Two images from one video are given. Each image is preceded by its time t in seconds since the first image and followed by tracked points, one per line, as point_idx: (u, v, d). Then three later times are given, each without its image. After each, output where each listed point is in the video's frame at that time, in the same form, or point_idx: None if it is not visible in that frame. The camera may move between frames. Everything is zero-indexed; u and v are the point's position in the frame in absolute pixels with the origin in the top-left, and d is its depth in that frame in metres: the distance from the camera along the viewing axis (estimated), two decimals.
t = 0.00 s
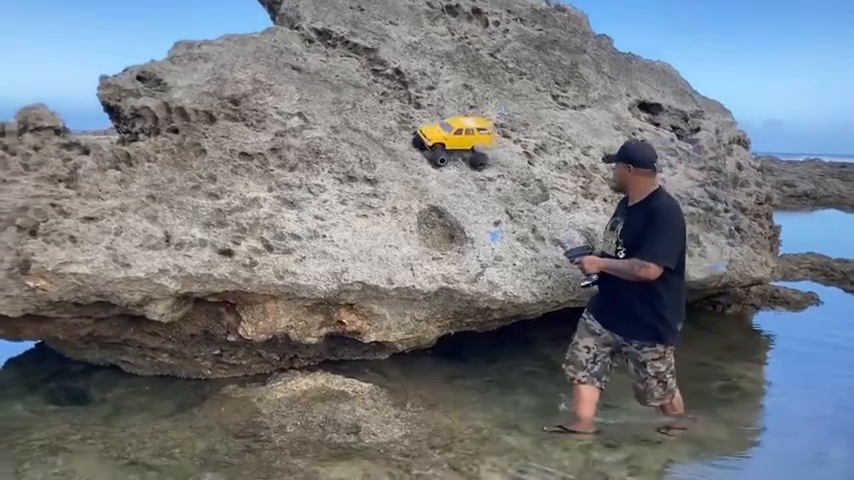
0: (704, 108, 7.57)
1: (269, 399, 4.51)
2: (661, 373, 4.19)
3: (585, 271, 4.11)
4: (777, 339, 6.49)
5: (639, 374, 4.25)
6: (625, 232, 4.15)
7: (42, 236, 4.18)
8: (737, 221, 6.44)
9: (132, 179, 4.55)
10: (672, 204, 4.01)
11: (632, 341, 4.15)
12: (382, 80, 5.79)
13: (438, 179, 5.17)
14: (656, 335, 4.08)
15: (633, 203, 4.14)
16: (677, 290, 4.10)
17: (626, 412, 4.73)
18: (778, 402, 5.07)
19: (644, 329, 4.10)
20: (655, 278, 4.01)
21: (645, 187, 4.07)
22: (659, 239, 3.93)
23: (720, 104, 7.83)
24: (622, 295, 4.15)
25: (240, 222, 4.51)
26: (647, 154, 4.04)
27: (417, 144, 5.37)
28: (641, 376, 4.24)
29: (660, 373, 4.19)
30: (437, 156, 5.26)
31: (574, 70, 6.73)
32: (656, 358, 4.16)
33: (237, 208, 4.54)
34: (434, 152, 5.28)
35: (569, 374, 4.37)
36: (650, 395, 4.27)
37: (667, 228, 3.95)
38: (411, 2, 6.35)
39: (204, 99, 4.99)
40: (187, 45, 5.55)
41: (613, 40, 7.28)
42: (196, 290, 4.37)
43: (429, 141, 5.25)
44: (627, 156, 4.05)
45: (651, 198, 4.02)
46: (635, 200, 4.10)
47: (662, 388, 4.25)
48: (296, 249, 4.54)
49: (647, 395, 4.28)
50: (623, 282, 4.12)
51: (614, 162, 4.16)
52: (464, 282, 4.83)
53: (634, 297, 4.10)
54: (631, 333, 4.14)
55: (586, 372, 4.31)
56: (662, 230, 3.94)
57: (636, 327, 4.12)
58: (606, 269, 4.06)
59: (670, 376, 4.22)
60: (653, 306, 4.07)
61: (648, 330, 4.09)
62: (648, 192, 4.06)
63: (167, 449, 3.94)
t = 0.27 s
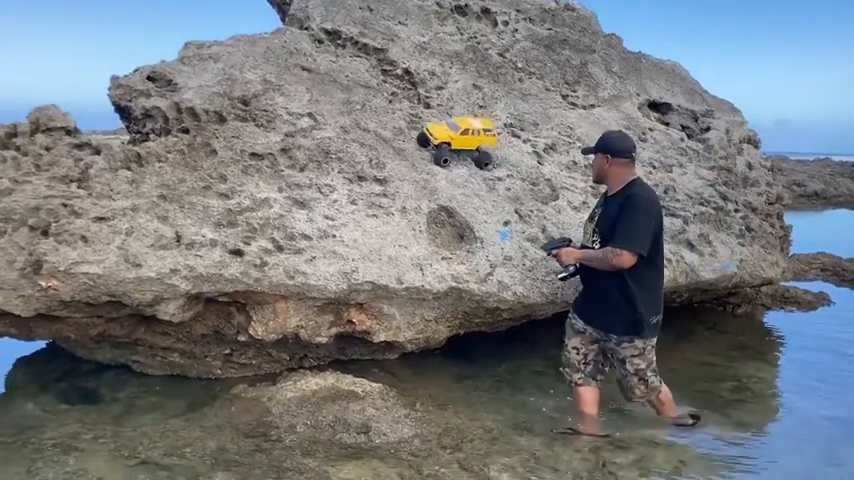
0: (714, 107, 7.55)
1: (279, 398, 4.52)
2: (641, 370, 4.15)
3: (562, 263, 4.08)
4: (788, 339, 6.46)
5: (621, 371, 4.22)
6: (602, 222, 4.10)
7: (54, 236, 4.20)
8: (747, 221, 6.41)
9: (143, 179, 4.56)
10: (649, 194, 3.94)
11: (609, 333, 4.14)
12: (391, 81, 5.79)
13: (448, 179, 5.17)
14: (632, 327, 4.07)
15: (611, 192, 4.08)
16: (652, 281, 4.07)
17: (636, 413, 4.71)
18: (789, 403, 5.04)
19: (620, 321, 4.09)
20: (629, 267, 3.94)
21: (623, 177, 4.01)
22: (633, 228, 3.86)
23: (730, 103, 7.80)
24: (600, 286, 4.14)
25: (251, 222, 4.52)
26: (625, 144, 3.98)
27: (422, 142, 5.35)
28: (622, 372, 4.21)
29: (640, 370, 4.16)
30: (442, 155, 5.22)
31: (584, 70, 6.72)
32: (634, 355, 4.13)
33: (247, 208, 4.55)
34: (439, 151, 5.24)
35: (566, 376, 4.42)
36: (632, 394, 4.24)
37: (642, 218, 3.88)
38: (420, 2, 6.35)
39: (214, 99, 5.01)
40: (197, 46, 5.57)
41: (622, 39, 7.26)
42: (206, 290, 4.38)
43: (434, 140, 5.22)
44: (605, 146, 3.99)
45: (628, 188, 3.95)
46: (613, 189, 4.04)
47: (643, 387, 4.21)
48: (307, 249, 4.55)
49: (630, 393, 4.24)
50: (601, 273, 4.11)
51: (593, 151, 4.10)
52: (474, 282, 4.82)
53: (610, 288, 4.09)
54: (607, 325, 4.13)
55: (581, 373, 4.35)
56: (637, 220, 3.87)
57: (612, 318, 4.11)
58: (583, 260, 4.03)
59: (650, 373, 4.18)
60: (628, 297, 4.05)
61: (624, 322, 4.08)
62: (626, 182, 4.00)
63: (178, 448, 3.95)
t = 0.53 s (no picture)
0: (725, 107, 7.52)
1: (291, 399, 4.53)
2: (619, 369, 4.13)
3: (560, 260, 4.02)
4: (801, 340, 6.43)
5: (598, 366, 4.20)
6: (601, 217, 4.05)
7: (67, 238, 4.22)
8: (759, 221, 6.38)
9: (155, 180, 4.58)
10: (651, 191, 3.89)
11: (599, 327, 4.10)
12: (401, 82, 5.80)
13: (458, 180, 5.17)
14: (624, 324, 4.04)
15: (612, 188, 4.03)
16: (649, 280, 4.04)
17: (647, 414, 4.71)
18: (802, 404, 5.02)
19: (611, 316, 4.05)
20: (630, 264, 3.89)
21: (624, 173, 3.96)
22: (635, 224, 3.80)
23: (740, 103, 7.78)
24: (595, 282, 4.10)
25: (263, 223, 4.54)
26: (627, 141, 3.94)
27: (420, 142, 5.34)
28: (600, 370, 4.19)
29: (618, 369, 4.13)
30: (441, 155, 5.20)
31: (594, 70, 6.71)
32: (615, 352, 4.11)
33: (259, 209, 4.57)
34: (437, 150, 5.22)
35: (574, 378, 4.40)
36: (607, 393, 4.21)
37: (643, 215, 3.82)
38: (430, 3, 6.34)
39: (226, 101, 5.02)
40: (208, 47, 5.59)
41: (632, 40, 7.24)
42: (219, 291, 4.39)
43: (432, 139, 5.20)
44: (607, 141, 3.95)
45: (630, 185, 3.90)
46: (613, 185, 4.00)
47: (619, 388, 4.18)
48: (318, 250, 4.56)
49: (605, 394, 4.21)
50: (597, 270, 4.06)
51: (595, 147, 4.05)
52: (485, 284, 4.82)
53: (606, 285, 4.04)
54: (598, 320, 4.10)
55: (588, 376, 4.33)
56: (638, 216, 3.81)
57: (603, 313, 4.07)
58: (583, 258, 3.99)
59: (627, 373, 4.15)
60: (624, 293, 4.02)
61: (615, 317, 4.05)
62: (628, 178, 3.95)
63: (190, 449, 3.97)
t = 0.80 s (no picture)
0: (738, 107, 7.49)
1: (304, 401, 4.54)
2: (608, 363, 4.12)
3: (570, 260, 4.00)
4: (814, 342, 6.39)
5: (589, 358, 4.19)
6: (612, 215, 4.04)
7: (81, 240, 4.24)
8: (772, 222, 6.34)
9: (169, 183, 4.60)
10: (664, 191, 3.89)
11: (601, 323, 4.08)
12: (412, 84, 5.81)
13: (470, 181, 5.16)
14: (627, 322, 4.02)
15: (623, 187, 4.02)
16: (657, 281, 4.05)
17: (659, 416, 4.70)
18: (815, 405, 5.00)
19: (615, 313, 4.03)
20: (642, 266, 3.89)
21: (637, 172, 3.96)
22: (648, 225, 3.80)
23: (753, 103, 7.74)
24: (602, 279, 4.08)
25: (275, 225, 4.55)
26: (641, 140, 3.93)
27: (425, 142, 5.32)
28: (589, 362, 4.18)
29: (608, 363, 4.12)
30: (444, 156, 5.18)
31: (605, 71, 6.69)
32: (608, 345, 4.10)
33: (271, 211, 4.58)
34: (441, 151, 5.20)
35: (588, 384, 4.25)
36: (593, 387, 4.20)
37: (656, 215, 3.82)
38: (440, 4, 6.34)
39: (238, 104, 5.04)
40: (220, 50, 5.61)
41: (643, 40, 7.22)
42: (232, 293, 4.41)
43: (437, 139, 5.18)
44: (622, 139, 3.93)
45: (643, 184, 3.90)
46: (626, 184, 3.99)
47: (607, 382, 4.17)
48: (330, 252, 4.57)
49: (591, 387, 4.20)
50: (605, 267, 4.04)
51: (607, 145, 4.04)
52: (497, 285, 4.82)
53: (612, 282, 4.03)
54: (600, 316, 4.08)
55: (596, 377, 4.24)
56: (651, 216, 3.81)
57: (607, 309, 4.05)
58: (594, 258, 3.97)
59: (617, 368, 4.13)
60: (631, 293, 4.02)
61: (619, 315, 4.02)
62: (641, 177, 3.94)
63: (204, 451, 3.98)
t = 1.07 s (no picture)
0: (750, 108, 7.45)
1: (317, 403, 4.54)
2: (609, 354, 4.01)
3: (582, 260, 3.98)
4: (829, 343, 6.35)
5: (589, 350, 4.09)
6: (624, 215, 4.02)
7: (96, 244, 4.26)
8: (786, 223, 6.30)
9: (182, 186, 4.62)
10: (677, 192, 3.87)
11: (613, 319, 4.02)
12: (424, 86, 5.81)
13: (482, 183, 5.15)
14: (638, 319, 3.95)
15: (636, 187, 4.01)
16: (672, 280, 4.00)
17: (673, 418, 4.67)
18: (831, 407, 4.97)
19: (627, 310, 3.97)
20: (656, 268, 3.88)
21: (651, 172, 3.94)
22: (663, 227, 3.79)
23: (765, 104, 7.70)
24: (615, 277, 4.05)
25: (288, 228, 4.56)
26: (655, 140, 3.91)
27: (426, 142, 5.23)
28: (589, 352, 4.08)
29: (609, 354, 4.02)
30: (447, 158, 5.11)
31: (617, 72, 6.67)
32: (611, 336, 4.02)
33: (284, 214, 4.59)
34: (444, 153, 5.12)
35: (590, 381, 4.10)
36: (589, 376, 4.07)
37: (670, 215, 3.80)
38: (451, 7, 6.34)
39: (251, 106, 5.07)
40: (232, 54, 5.64)
41: (655, 41, 7.19)
42: (245, 296, 4.41)
43: (442, 140, 5.11)
44: (636, 139, 3.91)
45: (657, 184, 3.88)
46: (639, 184, 3.97)
47: (603, 372, 4.04)
48: (343, 255, 4.57)
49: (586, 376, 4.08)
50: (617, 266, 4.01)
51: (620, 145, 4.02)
52: (510, 288, 4.81)
53: (626, 280, 4.00)
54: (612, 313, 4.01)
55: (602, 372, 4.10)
56: (665, 217, 3.79)
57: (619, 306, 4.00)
58: (606, 259, 3.94)
59: (616, 360, 4.02)
60: (644, 290, 3.97)
61: (631, 311, 3.96)
62: (654, 178, 3.93)
63: (217, 454, 3.99)
